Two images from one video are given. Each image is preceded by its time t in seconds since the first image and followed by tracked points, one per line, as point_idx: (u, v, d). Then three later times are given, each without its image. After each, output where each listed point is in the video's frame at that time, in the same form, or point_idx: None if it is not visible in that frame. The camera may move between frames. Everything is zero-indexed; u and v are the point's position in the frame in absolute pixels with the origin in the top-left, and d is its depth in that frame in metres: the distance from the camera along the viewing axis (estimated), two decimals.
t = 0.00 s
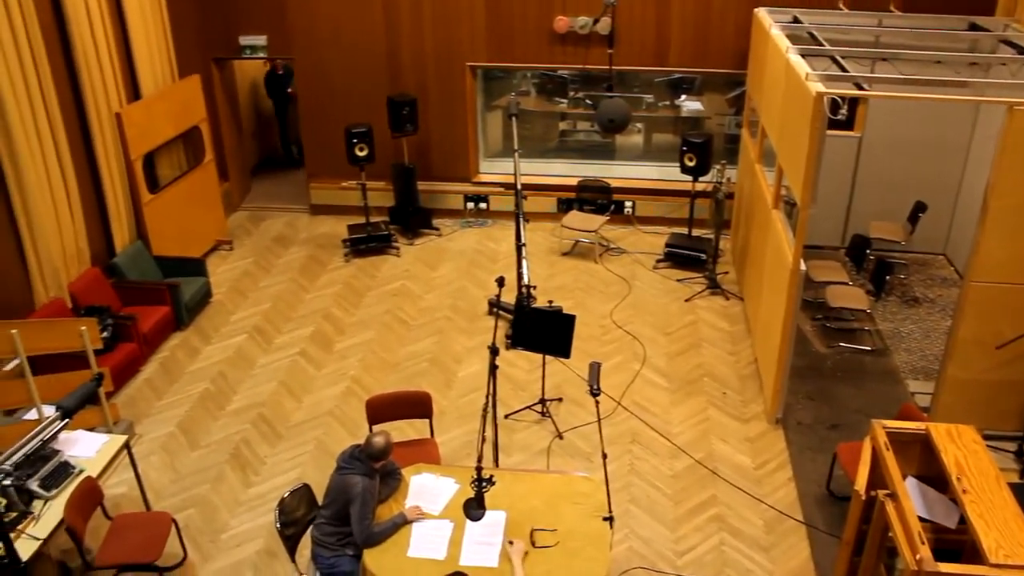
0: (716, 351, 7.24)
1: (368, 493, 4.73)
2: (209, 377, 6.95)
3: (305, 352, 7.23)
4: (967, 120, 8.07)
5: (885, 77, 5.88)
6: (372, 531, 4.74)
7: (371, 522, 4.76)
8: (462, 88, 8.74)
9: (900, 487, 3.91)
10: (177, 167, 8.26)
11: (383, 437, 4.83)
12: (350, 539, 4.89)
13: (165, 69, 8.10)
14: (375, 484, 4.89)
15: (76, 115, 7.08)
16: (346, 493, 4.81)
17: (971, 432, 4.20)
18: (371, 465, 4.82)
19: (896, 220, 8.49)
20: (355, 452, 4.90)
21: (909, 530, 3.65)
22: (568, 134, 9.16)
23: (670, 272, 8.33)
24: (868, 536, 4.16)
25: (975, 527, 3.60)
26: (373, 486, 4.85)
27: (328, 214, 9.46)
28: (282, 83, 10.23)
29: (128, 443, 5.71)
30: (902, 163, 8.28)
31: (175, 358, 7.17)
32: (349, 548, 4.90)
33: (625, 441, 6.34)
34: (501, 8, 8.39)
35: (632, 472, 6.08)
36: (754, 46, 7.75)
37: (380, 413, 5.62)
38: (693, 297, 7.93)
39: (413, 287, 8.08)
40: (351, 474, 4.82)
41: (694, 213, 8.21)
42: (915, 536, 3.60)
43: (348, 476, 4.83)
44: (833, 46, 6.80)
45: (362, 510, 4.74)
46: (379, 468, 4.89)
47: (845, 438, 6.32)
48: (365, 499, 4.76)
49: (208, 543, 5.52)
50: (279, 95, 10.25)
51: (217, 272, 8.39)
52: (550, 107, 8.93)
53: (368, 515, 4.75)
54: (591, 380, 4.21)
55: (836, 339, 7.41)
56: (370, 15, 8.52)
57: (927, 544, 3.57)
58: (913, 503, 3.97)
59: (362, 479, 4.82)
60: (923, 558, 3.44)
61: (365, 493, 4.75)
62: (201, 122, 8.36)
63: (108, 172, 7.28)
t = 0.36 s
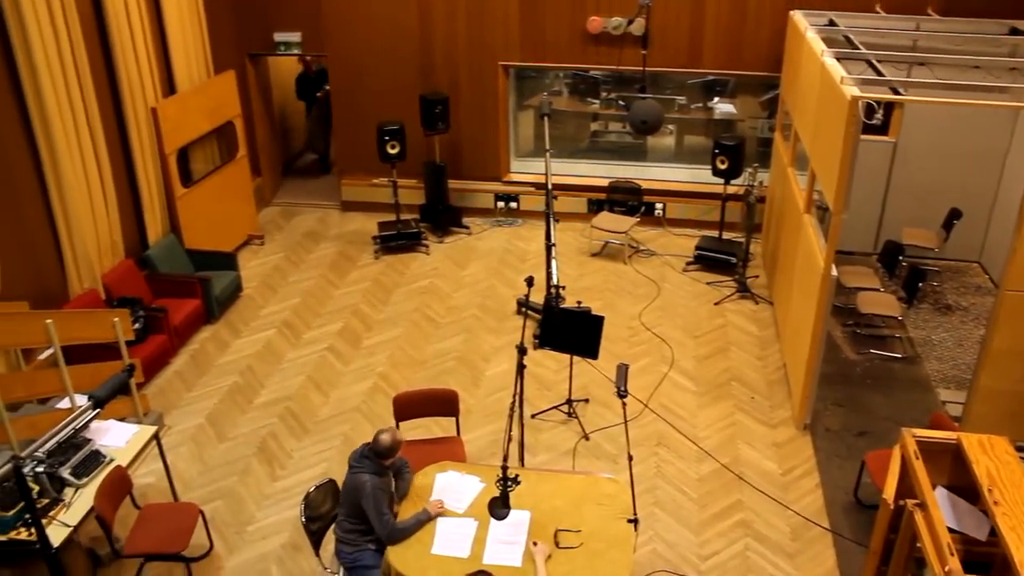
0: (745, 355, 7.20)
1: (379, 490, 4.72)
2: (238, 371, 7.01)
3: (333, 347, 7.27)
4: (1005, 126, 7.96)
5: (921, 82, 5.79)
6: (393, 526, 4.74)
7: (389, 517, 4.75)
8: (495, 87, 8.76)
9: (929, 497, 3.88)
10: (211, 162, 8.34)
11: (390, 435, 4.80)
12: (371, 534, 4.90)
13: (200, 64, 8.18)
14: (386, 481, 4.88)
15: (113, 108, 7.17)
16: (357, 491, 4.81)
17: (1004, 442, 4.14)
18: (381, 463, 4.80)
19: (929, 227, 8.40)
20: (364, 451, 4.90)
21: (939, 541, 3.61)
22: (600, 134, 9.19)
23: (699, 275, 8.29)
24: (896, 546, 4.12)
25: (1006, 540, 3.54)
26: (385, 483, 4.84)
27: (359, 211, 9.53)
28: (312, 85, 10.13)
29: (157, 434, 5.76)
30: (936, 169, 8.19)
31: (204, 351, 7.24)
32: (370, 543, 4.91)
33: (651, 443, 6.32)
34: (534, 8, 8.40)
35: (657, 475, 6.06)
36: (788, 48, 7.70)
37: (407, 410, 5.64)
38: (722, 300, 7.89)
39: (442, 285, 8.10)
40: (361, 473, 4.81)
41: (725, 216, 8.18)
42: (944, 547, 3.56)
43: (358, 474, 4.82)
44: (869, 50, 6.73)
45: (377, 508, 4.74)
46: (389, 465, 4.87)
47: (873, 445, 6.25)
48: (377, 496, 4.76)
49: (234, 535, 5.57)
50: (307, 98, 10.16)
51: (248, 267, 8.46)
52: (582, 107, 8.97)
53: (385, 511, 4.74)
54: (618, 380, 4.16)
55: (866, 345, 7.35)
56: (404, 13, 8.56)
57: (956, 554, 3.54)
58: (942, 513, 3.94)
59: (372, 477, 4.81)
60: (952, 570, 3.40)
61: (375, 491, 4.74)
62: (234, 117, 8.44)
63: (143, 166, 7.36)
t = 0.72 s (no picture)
0: (773, 360, 7.15)
1: (397, 488, 4.73)
2: (266, 365, 7.06)
3: (361, 343, 7.31)
4: None
5: (958, 86, 5.70)
6: (408, 523, 4.71)
7: (405, 514, 4.74)
8: (526, 87, 8.78)
9: (959, 507, 3.84)
10: (243, 157, 8.42)
11: (408, 433, 4.83)
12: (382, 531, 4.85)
13: (234, 60, 8.26)
14: (404, 479, 4.90)
15: (147, 103, 7.25)
16: (375, 489, 4.82)
17: None
18: (398, 460, 4.82)
19: (963, 234, 8.31)
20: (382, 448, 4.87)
21: (968, 551, 3.58)
22: (631, 135, 9.19)
23: (728, 278, 8.25)
24: (924, 555, 4.09)
25: None
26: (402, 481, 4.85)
27: (389, 208, 9.58)
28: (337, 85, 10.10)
29: (185, 426, 5.82)
30: (972, 175, 8.10)
31: (233, 344, 7.30)
32: (389, 539, 4.89)
33: (677, 446, 6.30)
34: (567, 7, 8.40)
35: (683, 478, 6.03)
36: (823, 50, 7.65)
37: (432, 408, 5.64)
38: (751, 303, 7.85)
39: (471, 284, 8.12)
40: (379, 471, 4.83)
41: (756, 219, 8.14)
42: (973, 558, 3.52)
43: (376, 473, 4.84)
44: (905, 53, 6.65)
45: (393, 505, 4.73)
46: (407, 462, 4.86)
47: (902, 453, 6.19)
48: (394, 495, 4.76)
49: (259, 527, 5.61)
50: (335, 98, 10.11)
51: (277, 262, 8.53)
52: (614, 108, 8.93)
53: (401, 508, 4.73)
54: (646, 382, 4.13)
55: (896, 352, 7.28)
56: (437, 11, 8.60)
57: (985, 566, 3.50)
58: (972, 524, 3.89)
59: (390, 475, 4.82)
60: None
61: (393, 489, 4.76)
62: (267, 113, 8.51)
63: (176, 160, 7.44)
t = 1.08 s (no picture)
0: (802, 365, 7.10)
1: (410, 490, 4.61)
2: (294, 359, 7.11)
3: (388, 339, 7.34)
4: None
5: (997, 91, 5.62)
6: (412, 525, 4.68)
7: (412, 515, 4.70)
8: (559, 86, 8.80)
9: (989, 518, 3.81)
10: (275, 152, 8.49)
11: (427, 431, 4.67)
12: (392, 528, 4.83)
13: (268, 56, 8.33)
14: (421, 477, 4.77)
15: (182, 97, 7.33)
16: (391, 487, 4.71)
17: None
18: (416, 460, 4.66)
19: (998, 241, 8.21)
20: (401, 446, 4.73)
21: (998, 562, 3.54)
22: (662, 136, 9.17)
23: (758, 281, 8.19)
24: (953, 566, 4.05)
25: None
26: (418, 480, 4.73)
27: (419, 205, 9.63)
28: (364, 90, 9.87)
29: (213, 417, 5.86)
30: (1008, 182, 7.99)
31: (263, 338, 7.36)
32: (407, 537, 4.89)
33: (703, 449, 6.27)
34: (601, 7, 8.40)
35: (708, 481, 6.01)
36: (858, 54, 7.59)
37: (459, 405, 5.65)
38: (780, 307, 7.80)
39: (500, 282, 8.13)
40: (396, 469, 4.69)
41: (787, 222, 8.09)
42: (1004, 570, 3.48)
43: (393, 470, 4.71)
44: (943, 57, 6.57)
45: (404, 505, 4.66)
46: (426, 461, 4.73)
47: (931, 462, 6.12)
48: (407, 496, 4.66)
49: (285, 520, 5.66)
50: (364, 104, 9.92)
51: (308, 257, 8.60)
52: (645, 108, 8.96)
53: (410, 509, 4.67)
54: (671, 384, 4.08)
55: (927, 359, 7.20)
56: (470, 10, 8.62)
57: None
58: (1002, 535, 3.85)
59: (406, 474, 4.69)
60: None
61: (407, 489, 4.64)
62: (299, 109, 8.57)
63: (209, 154, 7.52)
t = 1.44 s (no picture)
0: (831, 369, 7.04)
1: (435, 489, 4.54)
2: (323, 354, 7.16)
3: (416, 335, 7.37)
4: None
5: None
6: (440, 523, 4.63)
7: (439, 514, 4.64)
8: (590, 84, 8.79)
9: (1021, 527, 3.76)
10: (307, 147, 8.56)
11: (447, 428, 4.60)
12: (417, 525, 4.80)
13: (302, 52, 8.40)
14: (444, 474, 4.70)
15: (216, 91, 7.40)
16: (415, 486, 4.65)
17: None
18: (438, 458, 4.60)
19: None
20: (421, 444, 4.66)
21: None
22: (694, 137, 9.10)
23: (788, 284, 8.14)
24: None
25: None
26: (442, 478, 4.66)
27: (449, 202, 9.68)
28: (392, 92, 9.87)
29: (242, 409, 5.91)
30: None
31: (291, 332, 7.42)
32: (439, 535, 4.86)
33: (729, 452, 6.24)
34: (633, 6, 8.39)
35: (733, 483, 5.97)
36: (894, 56, 7.52)
37: (484, 402, 5.64)
38: (810, 310, 7.74)
39: (528, 281, 8.13)
40: (419, 468, 4.62)
41: (818, 225, 8.03)
42: None
43: (417, 469, 4.64)
44: (982, 60, 6.48)
45: (431, 504, 4.60)
46: (448, 457, 4.66)
47: (962, 470, 6.05)
48: (433, 494, 4.60)
49: (310, 513, 5.69)
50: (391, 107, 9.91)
51: (337, 252, 8.66)
52: (676, 109, 8.88)
53: (436, 508, 4.61)
54: (701, 386, 4.06)
55: (959, 366, 7.13)
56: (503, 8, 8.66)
57: None
58: None
59: (429, 472, 4.62)
60: None
61: (432, 488, 4.58)
62: (331, 105, 8.63)
63: (242, 149, 7.59)
